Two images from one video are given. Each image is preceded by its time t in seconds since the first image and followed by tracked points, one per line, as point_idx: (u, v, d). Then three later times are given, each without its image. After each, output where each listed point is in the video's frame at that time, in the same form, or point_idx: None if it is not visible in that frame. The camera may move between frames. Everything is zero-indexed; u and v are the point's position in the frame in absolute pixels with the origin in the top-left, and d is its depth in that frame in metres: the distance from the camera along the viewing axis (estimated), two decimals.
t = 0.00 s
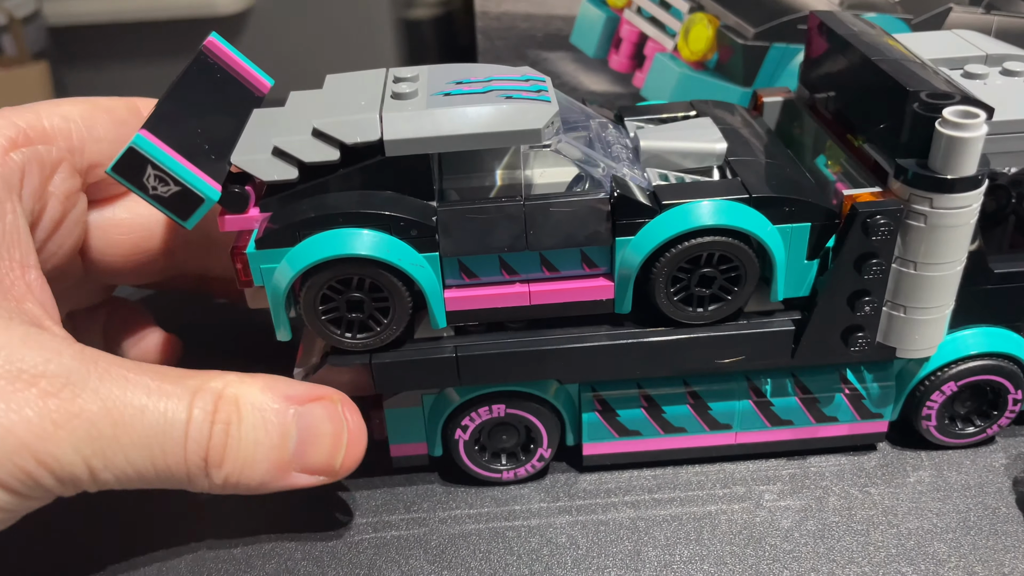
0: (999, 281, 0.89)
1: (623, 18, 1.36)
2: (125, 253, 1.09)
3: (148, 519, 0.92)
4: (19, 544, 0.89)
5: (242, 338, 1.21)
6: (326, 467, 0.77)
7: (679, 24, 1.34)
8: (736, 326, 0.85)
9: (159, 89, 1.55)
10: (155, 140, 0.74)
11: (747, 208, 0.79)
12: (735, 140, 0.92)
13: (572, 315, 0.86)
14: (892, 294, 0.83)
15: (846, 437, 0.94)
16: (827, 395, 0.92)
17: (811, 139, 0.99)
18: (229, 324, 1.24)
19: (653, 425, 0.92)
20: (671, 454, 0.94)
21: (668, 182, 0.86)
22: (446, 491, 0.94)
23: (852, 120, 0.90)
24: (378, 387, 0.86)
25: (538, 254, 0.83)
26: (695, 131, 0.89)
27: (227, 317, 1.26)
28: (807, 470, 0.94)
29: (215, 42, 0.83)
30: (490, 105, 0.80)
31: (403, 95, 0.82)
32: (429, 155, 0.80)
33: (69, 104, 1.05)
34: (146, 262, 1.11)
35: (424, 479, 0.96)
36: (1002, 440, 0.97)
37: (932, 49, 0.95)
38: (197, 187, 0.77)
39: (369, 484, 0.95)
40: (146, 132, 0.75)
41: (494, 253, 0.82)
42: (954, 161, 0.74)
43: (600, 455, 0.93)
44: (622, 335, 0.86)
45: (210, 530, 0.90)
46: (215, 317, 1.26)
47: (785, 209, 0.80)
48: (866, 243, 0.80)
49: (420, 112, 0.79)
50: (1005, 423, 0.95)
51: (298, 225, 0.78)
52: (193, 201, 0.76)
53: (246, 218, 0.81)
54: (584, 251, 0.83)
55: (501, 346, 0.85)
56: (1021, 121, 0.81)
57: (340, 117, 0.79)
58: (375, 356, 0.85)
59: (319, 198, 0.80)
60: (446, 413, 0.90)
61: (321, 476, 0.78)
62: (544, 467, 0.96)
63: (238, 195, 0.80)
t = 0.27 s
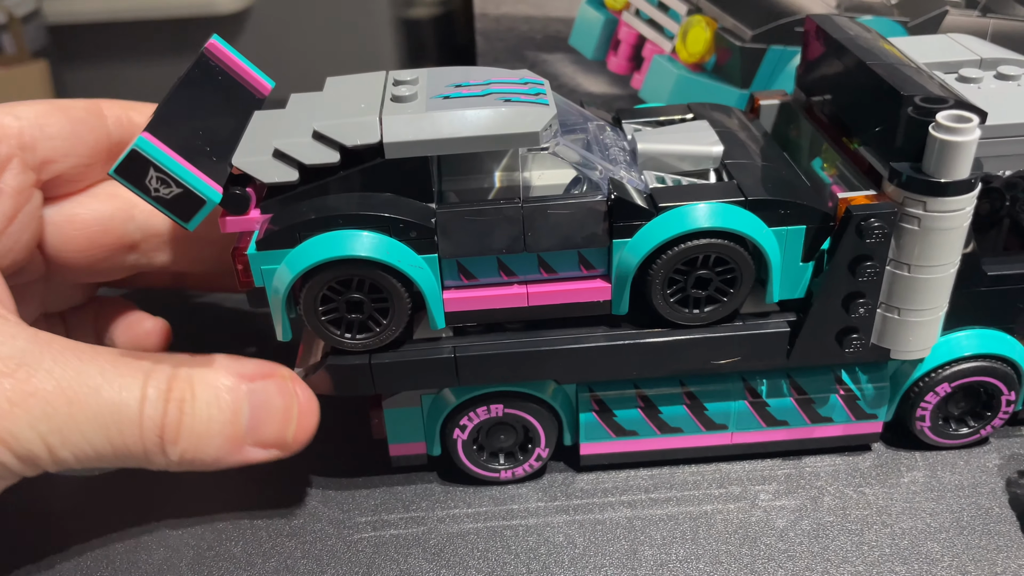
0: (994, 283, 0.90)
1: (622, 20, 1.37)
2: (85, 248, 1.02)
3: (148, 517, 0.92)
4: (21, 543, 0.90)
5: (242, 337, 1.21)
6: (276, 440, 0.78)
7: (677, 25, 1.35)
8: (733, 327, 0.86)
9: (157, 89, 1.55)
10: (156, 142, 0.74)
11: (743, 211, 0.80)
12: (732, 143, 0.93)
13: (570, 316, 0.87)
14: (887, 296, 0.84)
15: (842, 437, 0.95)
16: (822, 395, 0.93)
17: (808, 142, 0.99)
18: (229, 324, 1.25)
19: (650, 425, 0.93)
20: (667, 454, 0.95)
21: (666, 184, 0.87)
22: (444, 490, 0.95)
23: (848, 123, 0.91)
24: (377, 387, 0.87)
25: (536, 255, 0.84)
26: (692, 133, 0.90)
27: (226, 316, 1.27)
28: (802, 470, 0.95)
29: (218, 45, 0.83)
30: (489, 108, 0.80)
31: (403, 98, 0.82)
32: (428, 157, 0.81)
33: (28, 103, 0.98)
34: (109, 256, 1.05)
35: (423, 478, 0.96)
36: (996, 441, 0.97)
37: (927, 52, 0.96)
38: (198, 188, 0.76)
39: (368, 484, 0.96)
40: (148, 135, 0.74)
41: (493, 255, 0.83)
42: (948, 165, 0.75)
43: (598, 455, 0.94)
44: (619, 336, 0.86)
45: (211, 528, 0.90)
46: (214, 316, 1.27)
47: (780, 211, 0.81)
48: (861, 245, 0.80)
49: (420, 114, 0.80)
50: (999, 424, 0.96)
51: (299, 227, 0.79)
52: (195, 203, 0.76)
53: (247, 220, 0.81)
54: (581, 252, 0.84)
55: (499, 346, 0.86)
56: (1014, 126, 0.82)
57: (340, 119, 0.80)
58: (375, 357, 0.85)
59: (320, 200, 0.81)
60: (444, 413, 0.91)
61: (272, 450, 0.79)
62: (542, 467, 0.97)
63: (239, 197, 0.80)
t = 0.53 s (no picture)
0: (981, 291, 0.91)
1: (617, 28, 1.36)
2: (74, 248, 1.00)
3: (151, 520, 0.94)
4: (26, 546, 0.91)
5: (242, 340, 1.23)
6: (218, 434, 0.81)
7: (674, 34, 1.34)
8: (725, 334, 0.88)
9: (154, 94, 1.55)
10: (161, 155, 0.73)
11: (735, 221, 0.81)
12: (725, 153, 0.95)
13: (566, 323, 0.88)
14: (876, 305, 0.86)
15: (833, 442, 0.97)
16: (814, 401, 0.94)
17: (801, 150, 1.01)
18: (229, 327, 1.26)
19: (644, 430, 0.94)
20: (661, 458, 0.97)
21: (660, 194, 0.88)
22: (442, 494, 0.97)
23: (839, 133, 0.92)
24: (375, 393, 0.88)
25: (533, 264, 0.85)
26: (685, 144, 0.91)
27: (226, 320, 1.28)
28: (794, 474, 0.96)
29: (218, 55, 0.90)
30: (486, 120, 0.82)
31: (402, 110, 0.84)
32: (426, 168, 0.82)
33: None
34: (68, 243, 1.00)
35: (421, 482, 0.98)
36: (984, 446, 0.99)
37: (917, 64, 0.98)
38: (200, 200, 0.74)
39: (367, 487, 0.97)
40: (153, 147, 0.73)
41: (490, 263, 0.85)
42: (935, 178, 0.76)
43: (593, 459, 0.96)
44: (615, 343, 0.88)
45: (212, 531, 0.92)
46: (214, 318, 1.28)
47: (771, 221, 0.82)
48: (850, 255, 0.82)
49: (418, 126, 0.82)
50: (987, 430, 0.98)
51: (299, 236, 0.81)
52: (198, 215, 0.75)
53: (248, 230, 0.83)
54: (576, 261, 0.85)
55: (496, 353, 0.88)
56: (1001, 138, 0.84)
57: (340, 131, 0.82)
58: (374, 363, 0.87)
59: (319, 210, 0.83)
60: (442, 419, 0.93)
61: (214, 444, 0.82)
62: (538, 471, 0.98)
63: (241, 207, 0.82)
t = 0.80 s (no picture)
0: (978, 297, 0.91)
1: (616, 32, 1.37)
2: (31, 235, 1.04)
3: (147, 525, 0.94)
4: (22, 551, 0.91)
5: (239, 343, 1.23)
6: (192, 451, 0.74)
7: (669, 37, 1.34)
8: (723, 340, 0.88)
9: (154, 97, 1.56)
10: (156, 161, 0.73)
11: (732, 227, 0.81)
12: (722, 158, 0.94)
13: (563, 329, 0.88)
14: (874, 311, 0.85)
15: (830, 448, 0.96)
16: (810, 407, 0.94)
17: (799, 156, 1.02)
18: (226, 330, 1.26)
19: (641, 436, 0.94)
20: (658, 463, 0.97)
21: (657, 200, 0.88)
22: (439, 500, 0.96)
23: (836, 139, 0.92)
24: (371, 399, 0.88)
25: (529, 271, 0.85)
26: (683, 150, 0.91)
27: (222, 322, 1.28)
28: (791, 480, 0.96)
29: (217, 60, 0.92)
30: (483, 126, 0.82)
31: (398, 116, 0.84)
32: (422, 174, 0.82)
33: None
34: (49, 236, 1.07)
35: (418, 487, 0.98)
36: (983, 451, 0.99)
37: (915, 70, 0.98)
38: (195, 207, 0.74)
39: (364, 492, 0.97)
40: (148, 154, 0.73)
41: (486, 269, 0.84)
42: (932, 185, 0.76)
43: (591, 464, 0.96)
44: (612, 349, 0.88)
45: (208, 536, 0.92)
46: (211, 321, 1.28)
47: (769, 228, 0.82)
48: (847, 262, 0.82)
49: (415, 132, 0.82)
50: (984, 436, 0.97)
51: (295, 242, 0.81)
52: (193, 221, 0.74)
53: (244, 235, 0.83)
54: (573, 267, 0.85)
55: (493, 359, 0.87)
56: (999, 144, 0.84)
57: (337, 137, 0.82)
58: (370, 369, 0.87)
59: (316, 215, 0.83)
60: (438, 425, 0.93)
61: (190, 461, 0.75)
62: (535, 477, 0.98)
63: (237, 213, 0.82)
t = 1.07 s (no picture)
0: None
1: (620, 29, 1.39)
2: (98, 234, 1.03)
3: (216, 512, 0.95)
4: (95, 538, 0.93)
5: (292, 335, 1.24)
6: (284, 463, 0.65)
7: (673, 33, 1.38)
8: (791, 330, 0.88)
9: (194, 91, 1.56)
10: (242, 149, 0.73)
11: (804, 216, 0.82)
12: (786, 149, 0.95)
13: (631, 318, 0.89)
14: (943, 301, 0.86)
15: (892, 438, 0.97)
16: (874, 396, 0.95)
17: (855, 146, 1.01)
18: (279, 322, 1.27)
19: (706, 426, 0.95)
20: (720, 453, 0.97)
21: (726, 190, 0.89)
22: (505, 488, 0.97)
23: (900, 130, 0.93)
24: (442, 387, 0.89)
25: (600, 260, 0.86)
26: (750, 140, 0.92)
27: (274, 314, 1.29)
28: (853, 470, 0.97)
29: (281, 51, 0.94)
30: (555, 116, 0.82)
31: (471, 106, 0.85)
32: (495, 164, 0.83)
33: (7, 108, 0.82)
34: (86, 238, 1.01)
35: (481, 476, 0.99)
36: None
37: (976, 62, 0.98)
38: (277, 194, 0.75)
39: (429, 482, 0.98)
40: (233, 141, 0.74)
41: (557, 259, 0.85)
42: (1005, 174, 0.77)
43: (654, 454, 0.96)
44: (683, 338, 0.89)
45: (278, 523, 0.93)
46: (263, 313, 1.29)
47: (841, 218, 0.83)
48: (919, 251, 0.82)
49: (488, 122, 0.82)
50: None
51: (372, 231, 0.81)
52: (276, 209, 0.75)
53: (319, 224, 0.83)
54: (644, 257, 0.86)
55: (561, 348, 0.88)
56: None
57: (411, 127, 0.83)
58: (441, 357, 0.88)
59: (390, 205, 0.83)
60: (505, 415, 0.94)
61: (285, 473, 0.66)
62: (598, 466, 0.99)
63: (313, 202, 0.83)
